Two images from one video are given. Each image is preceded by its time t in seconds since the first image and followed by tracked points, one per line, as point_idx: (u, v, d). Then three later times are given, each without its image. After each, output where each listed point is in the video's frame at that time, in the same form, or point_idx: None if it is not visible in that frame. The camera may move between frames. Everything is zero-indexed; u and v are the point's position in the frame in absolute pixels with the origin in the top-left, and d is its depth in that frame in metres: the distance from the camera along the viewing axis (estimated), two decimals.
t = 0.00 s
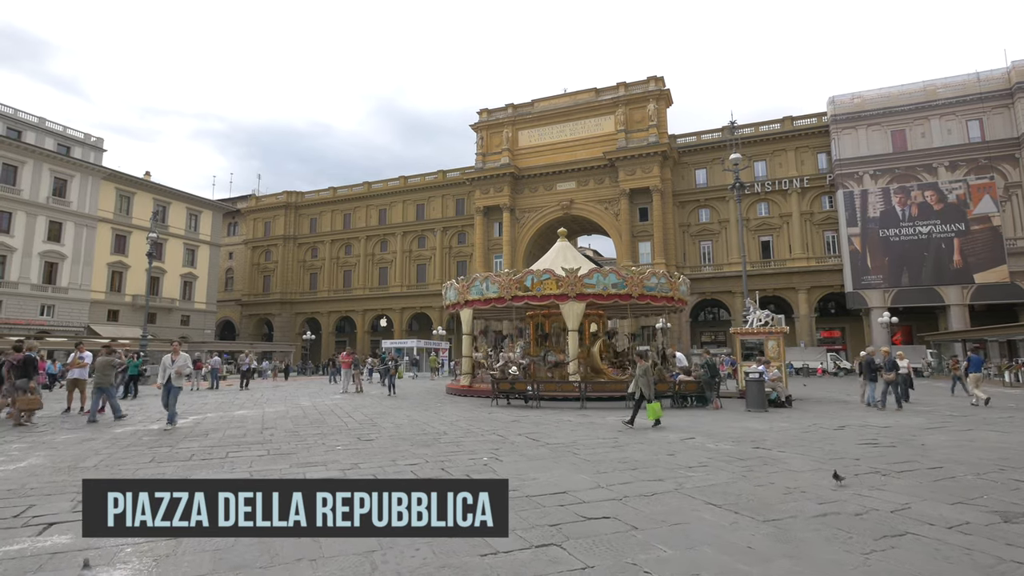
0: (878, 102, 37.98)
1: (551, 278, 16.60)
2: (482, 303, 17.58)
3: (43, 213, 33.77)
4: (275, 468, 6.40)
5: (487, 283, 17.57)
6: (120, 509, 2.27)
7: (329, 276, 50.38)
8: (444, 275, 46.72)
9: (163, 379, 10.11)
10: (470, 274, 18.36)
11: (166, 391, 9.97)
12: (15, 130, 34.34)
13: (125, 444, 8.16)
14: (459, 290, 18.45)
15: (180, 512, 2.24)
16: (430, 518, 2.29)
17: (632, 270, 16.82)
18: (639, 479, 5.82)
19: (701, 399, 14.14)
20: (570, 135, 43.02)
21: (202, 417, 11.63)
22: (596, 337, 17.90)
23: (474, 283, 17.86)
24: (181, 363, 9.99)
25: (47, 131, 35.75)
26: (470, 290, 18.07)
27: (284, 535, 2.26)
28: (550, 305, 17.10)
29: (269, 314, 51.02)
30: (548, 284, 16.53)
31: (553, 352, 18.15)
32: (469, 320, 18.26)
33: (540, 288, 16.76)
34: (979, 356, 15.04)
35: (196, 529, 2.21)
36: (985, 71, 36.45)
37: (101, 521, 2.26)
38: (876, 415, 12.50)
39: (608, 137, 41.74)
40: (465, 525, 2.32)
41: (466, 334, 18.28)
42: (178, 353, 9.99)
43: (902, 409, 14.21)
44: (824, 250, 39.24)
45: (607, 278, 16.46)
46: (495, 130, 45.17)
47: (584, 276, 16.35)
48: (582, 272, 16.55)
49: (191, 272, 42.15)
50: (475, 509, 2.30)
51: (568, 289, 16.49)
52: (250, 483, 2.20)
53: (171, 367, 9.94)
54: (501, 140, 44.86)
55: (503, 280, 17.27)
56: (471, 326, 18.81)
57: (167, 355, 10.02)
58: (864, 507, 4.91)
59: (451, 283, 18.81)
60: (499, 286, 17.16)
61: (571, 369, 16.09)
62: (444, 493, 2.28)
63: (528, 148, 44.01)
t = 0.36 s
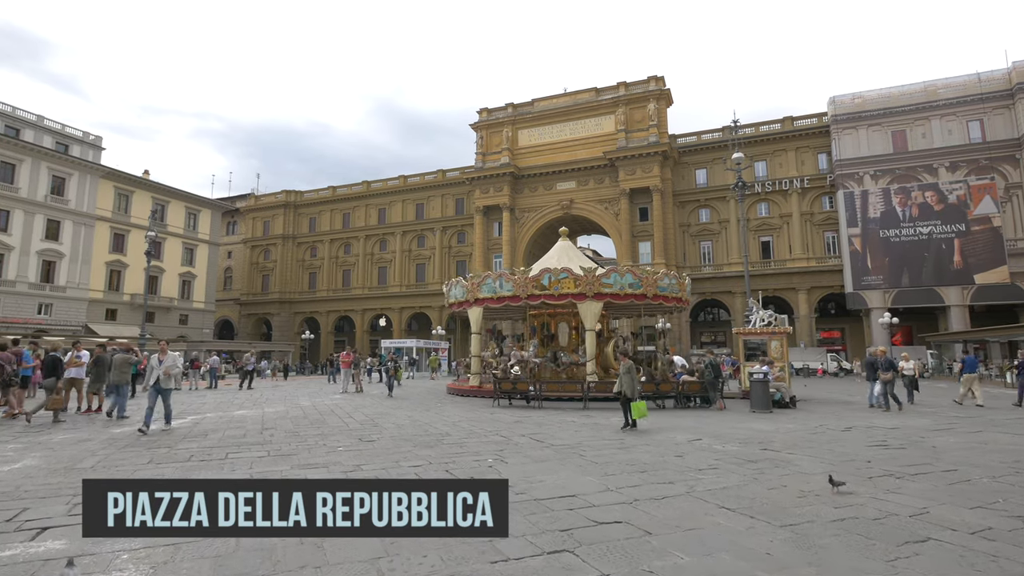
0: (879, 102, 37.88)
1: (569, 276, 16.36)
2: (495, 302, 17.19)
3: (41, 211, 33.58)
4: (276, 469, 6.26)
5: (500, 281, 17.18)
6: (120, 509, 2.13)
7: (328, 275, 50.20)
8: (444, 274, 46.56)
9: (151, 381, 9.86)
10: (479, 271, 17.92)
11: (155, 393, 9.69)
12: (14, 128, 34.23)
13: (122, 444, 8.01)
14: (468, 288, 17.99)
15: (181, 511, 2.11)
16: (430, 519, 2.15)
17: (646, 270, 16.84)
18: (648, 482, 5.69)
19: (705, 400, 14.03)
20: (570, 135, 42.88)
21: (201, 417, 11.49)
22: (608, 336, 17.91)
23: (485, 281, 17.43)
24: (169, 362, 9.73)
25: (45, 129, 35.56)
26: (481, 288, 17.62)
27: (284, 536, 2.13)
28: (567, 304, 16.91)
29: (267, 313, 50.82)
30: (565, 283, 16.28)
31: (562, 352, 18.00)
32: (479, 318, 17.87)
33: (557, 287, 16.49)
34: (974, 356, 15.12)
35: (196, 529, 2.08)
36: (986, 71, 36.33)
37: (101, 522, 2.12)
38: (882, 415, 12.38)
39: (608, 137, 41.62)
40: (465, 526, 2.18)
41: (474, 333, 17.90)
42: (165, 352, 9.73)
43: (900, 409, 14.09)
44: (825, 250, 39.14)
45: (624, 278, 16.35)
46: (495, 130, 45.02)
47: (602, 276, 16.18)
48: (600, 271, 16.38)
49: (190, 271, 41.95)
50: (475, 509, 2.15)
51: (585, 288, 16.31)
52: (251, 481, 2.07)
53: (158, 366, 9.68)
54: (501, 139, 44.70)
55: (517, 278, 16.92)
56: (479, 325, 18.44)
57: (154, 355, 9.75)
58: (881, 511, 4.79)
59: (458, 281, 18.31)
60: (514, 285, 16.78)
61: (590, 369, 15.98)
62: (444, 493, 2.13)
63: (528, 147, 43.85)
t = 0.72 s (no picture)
0: (879, 103, 37.83)
1: (586, 276, 16.18)
2: (508, 301, 16.83)
3: (38, 210, 33.35)
4: (275, 473, 6.11)
5: (513, 280, 16.83)
6: (120, 509, 1.99)
7: (327, 275, 50.02)
8: (442, 274, 46.41)
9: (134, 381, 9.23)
10: (490, 270, 17.51)
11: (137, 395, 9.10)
12: (11, 126, 33.97)
13: (118, 446, 7.84)
14: (479, 287, 17.55)
15: (180, 512, 1.97)
16: (430, 519, 2.00)
17: (658, 271, 16.94)
18: (657, 486, 5.56)
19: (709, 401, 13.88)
20: (569, 134, 42.77)
21: (197, 418, 11.34)
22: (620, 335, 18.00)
23: (498, 280, 17.04)
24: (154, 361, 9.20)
25: (41, 128, 35.33)
26: (493, 287, 17.19)
27: (282, 536, 1.99)
28: (583, 303, 16.74)
29: (265, 313, 50.62)
30: (583, 283, 16.09)
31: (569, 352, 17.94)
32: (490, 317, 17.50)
33: (574, 288, 16.25)
34: (965, 359, 15.10)
35: (195, 530, 1.94)
36: (986, 72, 36.24)
37: (100, 521, 1.99)
38: (886, 416, 12.27)
39: (607, 137, 41.49)
40: (465, 526, 2.03)
41: (484, 332, 17.53)
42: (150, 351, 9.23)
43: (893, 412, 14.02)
44: (824, 252, 39.07)
45: (639, 279, 16.36)
46: (495, 129, 44.87)
47: (619, 276, 16.09)
48: (616, 271, 16.28)
49: (187, 271, 41.74)
50: (475, 508, 2.01)
51: (602, 288, 16.18)
52: (250, 480, 1.92)
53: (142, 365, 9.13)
54: (500, 139, 44.56)
55: (532, 277, 16.61)
56: (487, 324, 18.06)
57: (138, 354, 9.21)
58: (899, 518, 4.66)
59: (467, 280, 17.84)
60: (529, 284, 16.46)
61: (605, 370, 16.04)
62: (444, 493, 1.98)
63: (527, 147, 43.72)
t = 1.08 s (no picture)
0: (879, 104, 37.75)
1: (602, 276, 16.02)
2: (522, 300, 16.43)
3: (35, 208, 33.13)
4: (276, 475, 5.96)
5: (528, 279, 16.49)
6: (120, 514, 1.87)
7: (325, 275, 49.82)
8: (441, 274, 46.25)
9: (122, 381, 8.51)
10: (501, 269, 17.07)
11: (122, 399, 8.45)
12: (8, 124, 33.68)
13: (115, 448, 7.68)
14: (490, 285, 17.03)
15: (179, 516, 1.86)
16: (430, 524, 1.88)
17: (669, 273, 17.12)
18: (667, 490, 5.43)
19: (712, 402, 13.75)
20: (569, 135, 42.64)
21: (195, 419, 11.18)
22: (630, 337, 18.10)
23: (511, 278, 16.62)
24: (140, 363, 8.45)
25: (39, 126, 35.04)
26: (505, 285, 16.71)
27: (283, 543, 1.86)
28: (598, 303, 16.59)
29: (264, 312, 50.40)
30: (601, 283, 15.92)
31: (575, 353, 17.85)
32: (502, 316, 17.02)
33: (590, 287, 16.06)
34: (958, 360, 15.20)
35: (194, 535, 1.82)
36: (986, 73, 36.21)
37: (99, 527, 1.86)
38: (892, 418, 12.14)
39: (607, 137, 41.37)
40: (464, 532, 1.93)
41: (495, 332, 17.09)
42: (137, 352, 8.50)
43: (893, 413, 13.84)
44: (824, 252, 38.99)
45: (652, 280, 16.44)
46: (494, 129, 44.73)
47: (635, 276, 16.05)
48: (631, 271, 16.23)
49: (186, 270, 41.55)
50: (474, 513, 1.91)
51: (619, 288, 16.08)
52: (250, 484, 1.84)
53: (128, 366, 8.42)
54: (500, 139, 44.40)
55: (548, 276, 16.29)
56: (496, 324, 17.62)
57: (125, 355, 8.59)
58: (917, 523, 4.53)
59: (477, 278, 17.31)
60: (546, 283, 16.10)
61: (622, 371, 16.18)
62: (444, 498, 1.89)
63: (527, 147, 43.58)
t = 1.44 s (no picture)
0: (880, 104, 37.67)
1: (620, 276, 15.92)
2: (539, 299, 16.07)
3: (33, 207, 32.92)
4: (277, 478, 5.79)
5: (545, 277, 16.14)
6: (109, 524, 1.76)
7: (324, 275, 49.64)
8: (441, 274, 46.10)
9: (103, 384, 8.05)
10: (515, 267, 16.62)
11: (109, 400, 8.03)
12: (5, 122, 33.45)
13: (111, 449, 7.49)
14: (504, 283, 16.50)
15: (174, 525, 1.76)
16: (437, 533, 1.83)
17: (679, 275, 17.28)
18: (679, 494, 5.28)
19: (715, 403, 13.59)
20: (569, 134, 42.49)
21: (193, 419, 11.00)
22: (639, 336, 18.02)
23: (528, 276, 16.20)
24: (125, 360, 8.04)
25: (37, 124, 34.83)
26: (522, 283, 16.27)
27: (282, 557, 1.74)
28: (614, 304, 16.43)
29: (262, 312, 50.20)
30: (619, 282, 15.80)
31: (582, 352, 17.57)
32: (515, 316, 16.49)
33: (608, 287, 15.93)
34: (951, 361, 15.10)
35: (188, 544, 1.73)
36: (987, 74, 36.15)
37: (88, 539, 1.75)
38: (898, 419, 11.98)
39: (607, 137, 41.24)
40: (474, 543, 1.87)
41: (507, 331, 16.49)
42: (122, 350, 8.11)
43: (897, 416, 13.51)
44: (825, 253, 38.88)
45: (666, 281, 16.54)
46: (494, 128, 44.59)
47: (651, 276, 16.07)
48: (647, 272, 16.22)
49: (184, 269, 41.35)
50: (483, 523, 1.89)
51: (635, 288, 16.01)
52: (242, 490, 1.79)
53: (113, 365, 8.02)
54: (500, 138, 44.24)
55: (566, 275, 16.03)
56: (509, 323, 17.04)
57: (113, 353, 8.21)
58: (941, 529, 4.38)
59: (489, 276, 16.73)
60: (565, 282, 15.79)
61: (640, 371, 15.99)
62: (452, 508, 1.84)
63: (527, 147, 43.43)
